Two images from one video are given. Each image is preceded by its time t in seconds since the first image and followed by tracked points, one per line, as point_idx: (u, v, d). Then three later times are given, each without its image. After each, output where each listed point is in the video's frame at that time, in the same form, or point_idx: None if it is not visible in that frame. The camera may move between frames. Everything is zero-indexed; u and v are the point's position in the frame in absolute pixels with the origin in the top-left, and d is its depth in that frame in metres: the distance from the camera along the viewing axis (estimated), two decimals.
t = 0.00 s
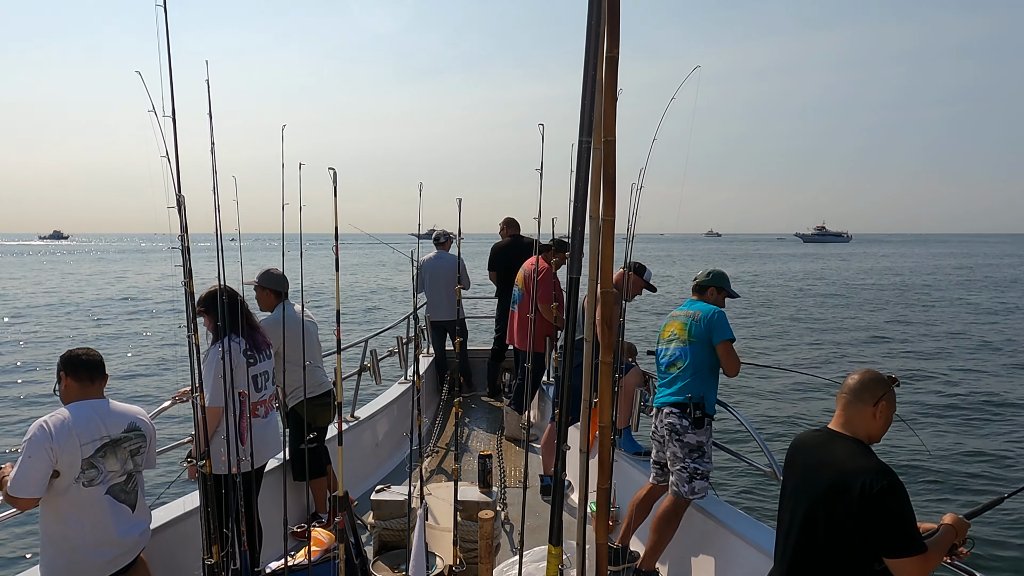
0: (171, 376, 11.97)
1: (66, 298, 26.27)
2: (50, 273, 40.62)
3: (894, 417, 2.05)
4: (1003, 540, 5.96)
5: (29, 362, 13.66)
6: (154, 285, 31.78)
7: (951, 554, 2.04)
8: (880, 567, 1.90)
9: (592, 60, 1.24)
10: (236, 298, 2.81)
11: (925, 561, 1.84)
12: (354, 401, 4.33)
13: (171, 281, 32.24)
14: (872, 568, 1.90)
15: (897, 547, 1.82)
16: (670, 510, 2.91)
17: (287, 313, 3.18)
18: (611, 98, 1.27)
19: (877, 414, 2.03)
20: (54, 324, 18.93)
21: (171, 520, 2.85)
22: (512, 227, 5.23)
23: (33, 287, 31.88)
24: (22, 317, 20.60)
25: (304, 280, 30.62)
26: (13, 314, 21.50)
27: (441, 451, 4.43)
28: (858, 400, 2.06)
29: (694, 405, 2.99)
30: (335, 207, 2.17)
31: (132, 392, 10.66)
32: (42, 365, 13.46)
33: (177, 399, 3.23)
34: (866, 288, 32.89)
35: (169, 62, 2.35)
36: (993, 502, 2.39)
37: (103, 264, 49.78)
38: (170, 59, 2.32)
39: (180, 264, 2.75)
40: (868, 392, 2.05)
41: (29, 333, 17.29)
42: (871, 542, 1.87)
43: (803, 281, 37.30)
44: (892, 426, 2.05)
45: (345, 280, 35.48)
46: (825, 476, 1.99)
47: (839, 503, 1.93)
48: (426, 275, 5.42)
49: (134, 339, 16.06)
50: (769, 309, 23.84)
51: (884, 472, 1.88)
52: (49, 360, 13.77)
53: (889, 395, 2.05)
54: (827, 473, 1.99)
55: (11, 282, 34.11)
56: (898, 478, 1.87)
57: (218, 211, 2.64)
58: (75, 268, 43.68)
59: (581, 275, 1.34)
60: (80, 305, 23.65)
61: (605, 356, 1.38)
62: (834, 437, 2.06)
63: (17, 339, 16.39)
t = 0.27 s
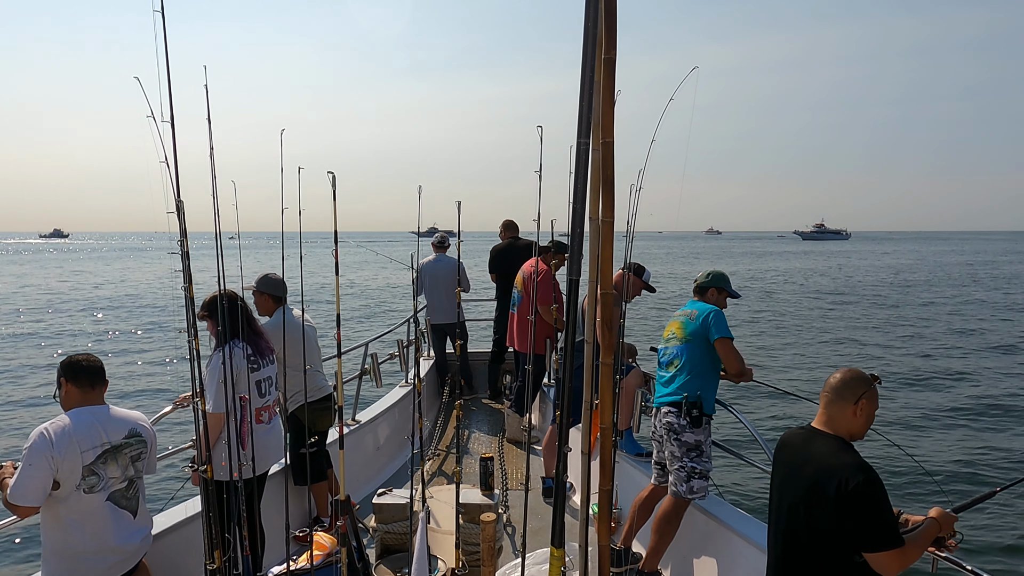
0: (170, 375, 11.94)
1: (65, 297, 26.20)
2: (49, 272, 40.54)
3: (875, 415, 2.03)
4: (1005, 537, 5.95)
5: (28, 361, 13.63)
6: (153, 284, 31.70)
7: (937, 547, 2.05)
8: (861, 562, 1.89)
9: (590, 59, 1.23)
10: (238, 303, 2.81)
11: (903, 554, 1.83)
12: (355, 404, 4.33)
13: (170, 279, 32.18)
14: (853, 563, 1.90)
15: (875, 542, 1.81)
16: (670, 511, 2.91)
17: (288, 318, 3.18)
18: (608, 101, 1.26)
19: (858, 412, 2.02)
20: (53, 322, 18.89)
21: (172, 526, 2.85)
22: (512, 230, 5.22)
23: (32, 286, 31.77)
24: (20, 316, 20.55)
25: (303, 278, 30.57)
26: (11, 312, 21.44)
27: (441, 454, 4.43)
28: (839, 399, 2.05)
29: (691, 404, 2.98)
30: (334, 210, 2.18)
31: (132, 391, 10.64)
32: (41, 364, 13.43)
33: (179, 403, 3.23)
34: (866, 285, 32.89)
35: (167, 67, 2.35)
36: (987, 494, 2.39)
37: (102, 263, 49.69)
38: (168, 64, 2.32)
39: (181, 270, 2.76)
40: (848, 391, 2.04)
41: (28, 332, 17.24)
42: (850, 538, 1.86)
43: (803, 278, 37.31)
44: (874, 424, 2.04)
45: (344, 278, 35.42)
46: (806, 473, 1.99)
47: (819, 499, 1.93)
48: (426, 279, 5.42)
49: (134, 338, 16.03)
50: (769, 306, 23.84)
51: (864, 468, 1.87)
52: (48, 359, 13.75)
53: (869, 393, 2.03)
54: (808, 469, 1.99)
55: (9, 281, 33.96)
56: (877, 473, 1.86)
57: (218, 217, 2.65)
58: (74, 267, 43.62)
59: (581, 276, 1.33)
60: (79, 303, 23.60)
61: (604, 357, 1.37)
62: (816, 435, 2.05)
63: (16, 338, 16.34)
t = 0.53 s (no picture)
0: (169, 374, 11.92)
1: (64, 295, 26.15)
2: (47, 271, 40.46)
3: (855, 410, 2.02)
4: (1006, 534, 5.94)
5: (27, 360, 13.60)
6: (152, 283, 31.66)
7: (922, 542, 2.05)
8: (837, 556, 1.89)
9: (589, 60, 1.23)
10: (238, 307, 2.81)
11: (874, 549, 1.82)
12: (355, 407, 4.33)
13: (169, 278, 32.13)
14: (828, 557, 1.90)
15: (845, 535, 1.82)
16: (670, 512, 2.91)
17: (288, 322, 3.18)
18: (607, 104, 1.26)
19: (839, 407, 2.02)
20: (51, 321, 18.84)
21: (173, 531, 2.85)
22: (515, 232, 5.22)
23: (29, 284, 31.68)
24: (19, 314, 20.50)
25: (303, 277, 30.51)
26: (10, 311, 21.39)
27: (442, 457, 4.43)
28: (820, 395, 2.05)
29: (690, 404, 2.98)
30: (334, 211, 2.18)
31: (131, 390, 10.61)
32: (41, 362, 13.39)
33: (180, 408, 3.23)
34: (865, 282, 32.90)
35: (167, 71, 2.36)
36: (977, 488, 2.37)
37: (100, 263, 49.58)
38: (169, 67, 2.32)
39: (181, 275, 2.76)
40: (828, 386, 2.04)
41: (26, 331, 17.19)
42: (825, 532, 1.87)
43: (803, 275, 37.32)
44: (856, 417, 2.03)
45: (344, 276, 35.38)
46: (786, 467, 2.00)
47: (795, 493, 1.94)
48: (426, 281, 5.43)
49: (133, 337, 16.00)
50: (769, 304, 23.84)
51: (840, 464, 1.87)
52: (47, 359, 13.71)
53: (850, 387, 2.03)
54: (787, 463, 2.00)
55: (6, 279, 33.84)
56: (852, 469, 1.86)
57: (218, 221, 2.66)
58: (73, 267, 43.57)
59: (581, 277, 1.33)
60: (78, 302, 23.56)
61: (605, 359, 1.37)
62: (796, 430, 2.06)
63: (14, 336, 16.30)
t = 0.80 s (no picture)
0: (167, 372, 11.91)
1: (62, 293, 26.12)
2: (46, 268, 40.52)
3: (856, 410, 2.01)
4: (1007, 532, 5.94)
5: (25, 358, 13.58)
6: (151, 281, 31.66)
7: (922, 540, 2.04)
8: (839, 559, 1.89)
9: (588, 61, 1.22)
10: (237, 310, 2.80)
11: (876, 553, 1.82)
12: (356, 409, 4.32)
13: (167, 275, 32.09)
14: (830, 559, 1.91)
15: (847, 539, 1.82)
16: (672, 514, 2.91)
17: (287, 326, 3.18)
18: (607, 105, 1.26)
19: (838, 408, 2.01)
20: (49, 319, 18.83)
21: (173, 535, 2.84)
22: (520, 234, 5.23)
23: (29, 281, 31.69)
24: (17, 312, 20.49)
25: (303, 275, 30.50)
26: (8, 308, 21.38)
27: (443, 459, 4.43)
28: (819, 397, 2.04)
29: (692, 406, 2.98)
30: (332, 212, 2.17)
31: (129, 389, 10.60)
32: (41, 360, 13.38)
33: (180, 412, 3.22)
34: (865, 279, 32.91)
35: (167, 75, 2.36)
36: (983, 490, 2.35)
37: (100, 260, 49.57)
38: (168, 71, 2.32)
39: (180, 278, 2.76)
40: (827, 389, 2.03)
41: (23, 328, 17.17)
42: (826, 535, 1.87)
43: (803, 272, 37.32)
44: (855, 418, 2.02)
45: (344, 274, 35.38)
46: (786, 471, 1.99)
47: (795, 496, 1.94)
48: (426, 284, 5.43)
49: (132, 335, 16.00)
50: (769, 301, 23.85)
51: (840, 467, 1.87)
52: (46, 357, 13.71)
53: (849, 389, 2.02)
54: (786, 467, 2.00)
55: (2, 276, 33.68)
56: (852, 474, 1.85)
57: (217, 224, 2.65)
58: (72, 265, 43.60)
59: (581, 278, 1.33)
60: (77, 300, 23.55)
61: (605, 360, 1.36)
62: (795, 433, 2.06)
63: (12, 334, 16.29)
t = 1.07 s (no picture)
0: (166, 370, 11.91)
1: (61, 291, 26.12)
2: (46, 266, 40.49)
3: (863, 416, 2.01)
4: (1008, 531, 5.93)
5: (24, 356, 13.58)
6: (151, 278, 31.67)
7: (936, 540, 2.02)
8: (849, 566, 1.90)
9: (588, 63, 1.22)
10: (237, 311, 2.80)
11: (886, 561, 1.83)
12: (356, 411, 4.32)
13: (167, 273, 32.10)
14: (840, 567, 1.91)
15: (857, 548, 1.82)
16: (673, 515, 2.91)
17: (287, 328, 3.18)
18: (607, 106, 1.26)
19: (846, 415, 2.00)
20: (48, 317, 18.83)
21: (172, 537, 2.84)
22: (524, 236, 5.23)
23: (28, 279, 31.70)
24: (16, 310, 20.48)
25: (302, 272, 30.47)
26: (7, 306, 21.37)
27: (443, 461, 4.42)
28: (826, 404, 2.04)
29: (695, 408, 2.98)
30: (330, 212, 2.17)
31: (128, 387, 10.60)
32: (40, 358, 13.37)
33: (180, 414, 3.22)
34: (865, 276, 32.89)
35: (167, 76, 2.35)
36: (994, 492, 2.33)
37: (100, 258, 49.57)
38: (168, 72, 2.32)
39: (180, 281, 2.76)
40: (834, 396, 2.03)
41: (22, 327, 17.15)
42: (836, 544, 1.87)
43: (802, 269, 37.29)
44: (863, 424, 2.02)
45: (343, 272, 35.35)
46: (795, 479, 2.00)
47: (805, 504, 1.94)
48: (426, 286, 5.43)
49: (131, 333, 15.99)
50: (769, 298, 23.84)
51: (849, 475, 1.88)
52: (45, 355, 13.70)
53: (856, 396, 2.02)
54: (796, 475, 2.00)
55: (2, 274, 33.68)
56: (861, 482, 1.86)
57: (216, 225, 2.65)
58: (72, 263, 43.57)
59: (581, 279, 1.33)
60: (76, 298, 23.55)
61: (606, 362, 1.36)
62: (803, 440, 2.06)
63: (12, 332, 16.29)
